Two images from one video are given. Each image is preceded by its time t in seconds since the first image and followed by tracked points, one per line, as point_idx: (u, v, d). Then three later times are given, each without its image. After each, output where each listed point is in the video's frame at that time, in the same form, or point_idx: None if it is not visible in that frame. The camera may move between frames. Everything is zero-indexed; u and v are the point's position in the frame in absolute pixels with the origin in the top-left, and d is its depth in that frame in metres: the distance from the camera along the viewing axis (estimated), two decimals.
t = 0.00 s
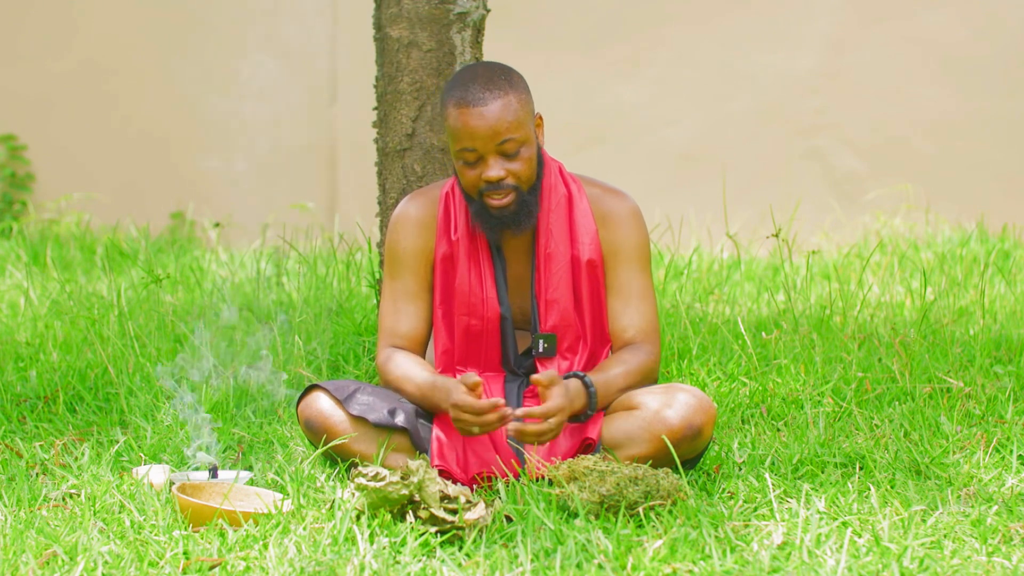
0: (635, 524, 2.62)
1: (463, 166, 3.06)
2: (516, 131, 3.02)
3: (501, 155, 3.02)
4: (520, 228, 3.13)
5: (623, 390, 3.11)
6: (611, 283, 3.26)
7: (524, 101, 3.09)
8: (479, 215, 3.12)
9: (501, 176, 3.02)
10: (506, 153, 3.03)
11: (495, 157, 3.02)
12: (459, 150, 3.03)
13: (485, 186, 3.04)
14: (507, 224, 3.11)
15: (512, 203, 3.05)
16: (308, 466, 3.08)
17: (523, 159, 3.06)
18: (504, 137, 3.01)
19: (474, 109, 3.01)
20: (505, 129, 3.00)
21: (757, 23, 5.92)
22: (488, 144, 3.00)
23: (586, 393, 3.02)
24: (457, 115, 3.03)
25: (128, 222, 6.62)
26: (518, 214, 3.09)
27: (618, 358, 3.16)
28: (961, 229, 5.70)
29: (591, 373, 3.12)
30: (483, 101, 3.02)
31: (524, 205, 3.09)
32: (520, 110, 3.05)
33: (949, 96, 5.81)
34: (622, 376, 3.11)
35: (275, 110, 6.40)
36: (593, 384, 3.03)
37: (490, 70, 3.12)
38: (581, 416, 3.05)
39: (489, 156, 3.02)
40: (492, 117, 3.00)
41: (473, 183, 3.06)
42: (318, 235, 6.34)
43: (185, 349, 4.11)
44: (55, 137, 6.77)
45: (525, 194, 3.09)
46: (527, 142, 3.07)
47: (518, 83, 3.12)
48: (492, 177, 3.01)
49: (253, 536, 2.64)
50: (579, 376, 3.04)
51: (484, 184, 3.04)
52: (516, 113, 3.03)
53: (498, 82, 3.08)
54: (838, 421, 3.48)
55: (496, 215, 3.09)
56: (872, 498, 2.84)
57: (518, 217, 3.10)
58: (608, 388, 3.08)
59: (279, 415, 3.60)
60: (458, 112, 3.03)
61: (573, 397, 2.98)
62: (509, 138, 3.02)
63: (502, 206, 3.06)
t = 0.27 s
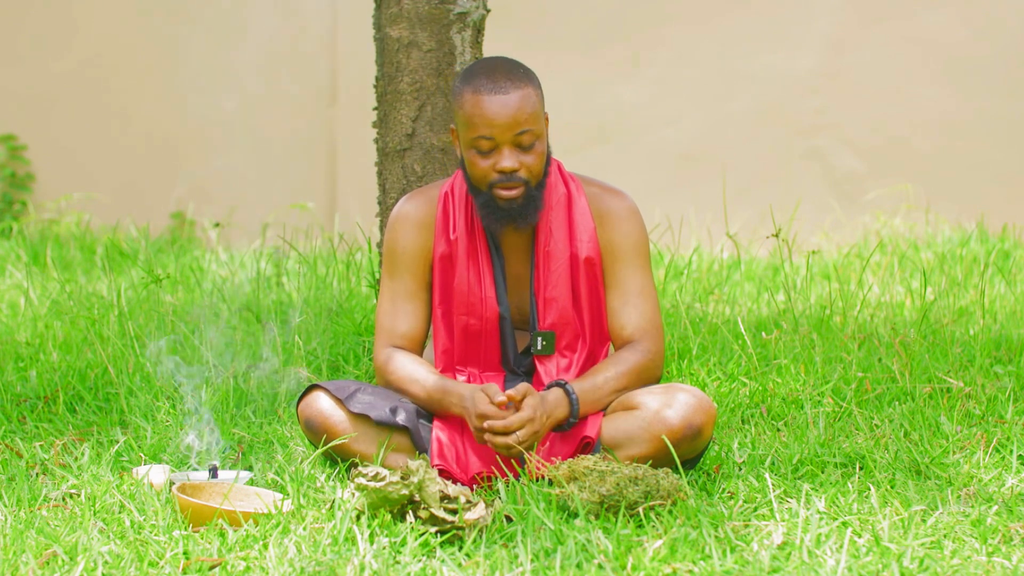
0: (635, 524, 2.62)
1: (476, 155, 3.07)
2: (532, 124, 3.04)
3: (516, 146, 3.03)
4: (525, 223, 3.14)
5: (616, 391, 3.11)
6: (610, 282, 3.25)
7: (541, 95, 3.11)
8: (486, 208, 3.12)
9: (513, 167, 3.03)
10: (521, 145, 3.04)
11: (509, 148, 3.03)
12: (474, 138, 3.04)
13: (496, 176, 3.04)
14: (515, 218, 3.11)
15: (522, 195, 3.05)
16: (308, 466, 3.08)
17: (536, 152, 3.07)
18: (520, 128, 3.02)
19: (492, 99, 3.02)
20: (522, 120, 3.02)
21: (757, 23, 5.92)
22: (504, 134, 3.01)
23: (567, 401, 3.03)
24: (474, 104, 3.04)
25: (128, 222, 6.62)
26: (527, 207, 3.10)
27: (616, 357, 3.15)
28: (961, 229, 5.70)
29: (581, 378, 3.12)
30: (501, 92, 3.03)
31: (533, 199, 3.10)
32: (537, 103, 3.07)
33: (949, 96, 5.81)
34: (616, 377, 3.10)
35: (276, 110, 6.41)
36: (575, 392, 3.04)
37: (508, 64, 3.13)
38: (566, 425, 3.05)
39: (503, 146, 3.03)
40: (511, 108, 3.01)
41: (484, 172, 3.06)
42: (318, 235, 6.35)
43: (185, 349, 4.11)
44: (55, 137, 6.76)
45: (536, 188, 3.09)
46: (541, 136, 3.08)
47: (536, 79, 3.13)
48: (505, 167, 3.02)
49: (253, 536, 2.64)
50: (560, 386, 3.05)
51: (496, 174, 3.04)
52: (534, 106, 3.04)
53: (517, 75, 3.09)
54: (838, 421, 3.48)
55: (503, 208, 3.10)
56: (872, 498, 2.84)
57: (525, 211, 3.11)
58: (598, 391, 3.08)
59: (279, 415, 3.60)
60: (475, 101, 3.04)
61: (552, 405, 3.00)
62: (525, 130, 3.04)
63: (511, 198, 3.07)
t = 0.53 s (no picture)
0: (635, 525, 2.62)
1: (485, 143, 3.09)
2: (543, 117, 3.07)
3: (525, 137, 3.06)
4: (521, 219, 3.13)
5: (618, 391, 3.10)
6: (611, 282, 3.26)
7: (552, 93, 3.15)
8: (488, 198, 3.12)
9: (521, 157, 3.05)
10: (529, 136, 3.07)
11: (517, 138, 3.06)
12: (485, 126, 3.07)
13: (503, 165, 3.06)
14: (515, 211, 3.10)
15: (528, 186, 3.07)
16: (308, 466, 3.08)
17: (545, 146, 3.10)
18: (531, 119, 3.06)
19: (505, 88, 3.06)
20: (534, 111, 3.05)
21: (757, 23, 5.92)
22: (515, 123, 3.04)
23: (567, 401, 3.03)
24: (487, 91, 3.08)
25: (128, 222, 6.61)
26: (530, 200, 3.09)
27: (617, 357, 3.15)
28: (961, 229, 5.70)
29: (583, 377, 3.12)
30: (515, 83, 3.07)
31: (537, 193, 3.10)
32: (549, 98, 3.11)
33: (949, 96, 5.81)
34: (616, 377, 3.10)
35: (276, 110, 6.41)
36: (575, 392, 3.04)
37: (523, 61, 3.18)
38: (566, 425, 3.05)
39: (512, 135, 3.06)
40: (524, 97, 3.05)
41: (490, 160, 3.08)
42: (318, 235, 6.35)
43: (185, 349, 4.11)
44: (55, 137, 6.76)
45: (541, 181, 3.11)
46: (549, 131, 3.12)
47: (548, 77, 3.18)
48: (513, 156, 3.05)
49: (253, 536, 2.64)
50: (560, 386, 3.05)
51: (503, 163, 3.06)
52: (546, 100, 3.08)
53: (531, 70, 3.13)
54: (838, 421, 3.48)
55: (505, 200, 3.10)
56: (872, 498, 2.84)
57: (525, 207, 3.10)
58: (599, 391, 3.08)
59: (279, 415, 3.60)
60: (489, 89, 3.08)
61: (553, 404, 2.99)
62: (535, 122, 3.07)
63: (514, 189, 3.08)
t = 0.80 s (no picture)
0: (635, 524, 2.62)
1: (496, 128, 3.11)
2: (559, 112, 3.11)
3: (538, 127, 3.10)
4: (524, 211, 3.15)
5: (619, 391, 3.10)
6: (610, 282, 3.26)
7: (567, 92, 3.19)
8: (493, 183, 3.14)
9: (532, 146, 3.09)
10: (540, 127, 3.10)
11: (529, 127, 3.09)
12: (499, 111, 3.10)
13: (513, 151, 3.09)
14: (520, 201, 3.12)
15: (534, 175, 3.10)
16: (308, 466, 3.08)
17: (556, 140, 3.13)
18: (544, 111, 3.09)
19: (524, 78, 3.10)
20: (550, 105, 3.09)
21: (757, 23, 5.92)
22: (530, 113, 3.08)
23: (569, 401, 3.02)
24: (505, 79, 3.11)
25: (128, 222, 6.61)
26: (535, 191, 3.12)
27: (617, 357, 3.16)
28: (961, 229, 5.70)
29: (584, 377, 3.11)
30: (534, 75, 3.11)
31: (543, 185, 3.12)
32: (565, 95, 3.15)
33: (950, 96, 5.81)
34: (616, 377, 3.10)
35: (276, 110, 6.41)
36: (576, 392, 3.03)
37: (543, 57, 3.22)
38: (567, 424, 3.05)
39: (524, 123, 3.09)
40: (541, 89, 3.09)
41: (499, 145, 3.11)
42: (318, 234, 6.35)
43: (185, 349, 4.11)
44: (55, 137, 6.76)
45: (549, 174, 3.14)
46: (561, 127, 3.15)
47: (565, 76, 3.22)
48: (523, 144, 3.08)
49: (253, 536, 2.64)
50: (562, 386, 3.04)
51: (512, 149, 3.09)
52: (563, 96, 3.13)
53: (550, 66, 3.17)
54: (838, 421, 3.48)
55: (510, 188, 3.11)
56: (872, 498, 2.84)
57: (530, 198, 3.12)
58: (600, 391, 3.07)
59: (278, 415, 3.60)
60: (506, 76, 3.12)
61: (555, 404, 2.98)
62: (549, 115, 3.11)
63: (519, 177, 3.10)
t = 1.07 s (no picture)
0: (635, 524, 2.62)
1: (499, 126, 3.11)
2: (561, 110, 3.11)
3: (540, 125, 3.10)
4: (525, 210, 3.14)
5: (620, 391, 3.11)
6: (612, 283, 3.26)
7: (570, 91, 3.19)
8: (495, 180, 3.14)
9: (533, 143, 3.09)
10: (542, 126, 3.10)
11: (531, 125, 3.09)
12: (501, 109, 3.10)
13: (514, 149, 3.09)
14: (521, 197, 3.12)
15: (536, 172, 3.10)
16: (308, 466, 3.08)
17: (558, 138, 3.13)
18: (546, 109, 3.09)
19: (527, 77, 3.10)
20: (552, 103, 3.09)
21: (757, 24, 5.92)
22: (532, 110, 3.08)
23: (576, 400, 3.02)
24: (508, 77, 3.11)
25: (128, 222, 6.61)
26: (537, 189, 3.11)
27: (618, 357, 3.16)
28: (961, 229, 5.70)
29: (588, 376, 3.11)
30: (537, 73, 3.11)
31: (544, 183, 3.12)
32: (568, 94, 3.15)
33: (950, 96, 5.81)
34: (619, 378, 3.10)
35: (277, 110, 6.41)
36: (584, 392, 3.03)
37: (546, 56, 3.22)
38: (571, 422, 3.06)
39: (526, 121, 3.09)
40: (543, 88, 3.09)
41: (500, 143, 3.11)
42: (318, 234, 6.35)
43: (185, 350, 4.11)
44: (55, 136, 6.76)
45: (551, 172, 3.13)
46: (563, 126, 3.15)
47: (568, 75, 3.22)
48: (525, 141, 3.08)
49: (253, 536, 2.64)
50: (570, 382, 3.04)
51: (514, 146, 3.09)
52: (565, 94, 3.12)
53: (553, 64, 3.17)
54: (838, 421, 3.48)
55: (511, 187, 3.11)
56: (872, 498, 2.84)
57: (531, 197, 3.12)
58: (604, 391, 3.07)
59: (278, 415, 3.60)
60: (508, 74, 3.12)
61: (561, 401, 2.98)
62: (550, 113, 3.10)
63: (520, 175, 3.10)
